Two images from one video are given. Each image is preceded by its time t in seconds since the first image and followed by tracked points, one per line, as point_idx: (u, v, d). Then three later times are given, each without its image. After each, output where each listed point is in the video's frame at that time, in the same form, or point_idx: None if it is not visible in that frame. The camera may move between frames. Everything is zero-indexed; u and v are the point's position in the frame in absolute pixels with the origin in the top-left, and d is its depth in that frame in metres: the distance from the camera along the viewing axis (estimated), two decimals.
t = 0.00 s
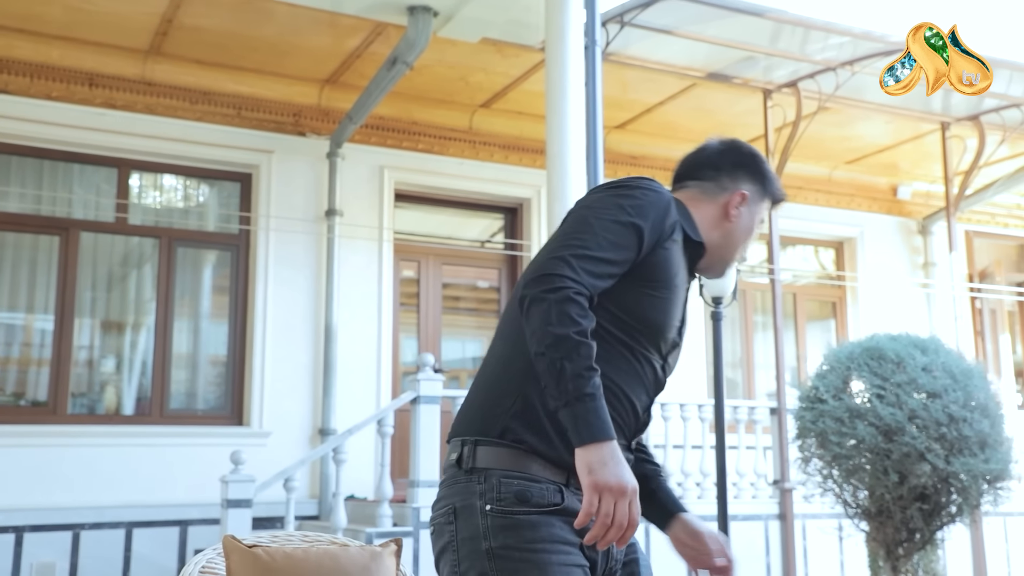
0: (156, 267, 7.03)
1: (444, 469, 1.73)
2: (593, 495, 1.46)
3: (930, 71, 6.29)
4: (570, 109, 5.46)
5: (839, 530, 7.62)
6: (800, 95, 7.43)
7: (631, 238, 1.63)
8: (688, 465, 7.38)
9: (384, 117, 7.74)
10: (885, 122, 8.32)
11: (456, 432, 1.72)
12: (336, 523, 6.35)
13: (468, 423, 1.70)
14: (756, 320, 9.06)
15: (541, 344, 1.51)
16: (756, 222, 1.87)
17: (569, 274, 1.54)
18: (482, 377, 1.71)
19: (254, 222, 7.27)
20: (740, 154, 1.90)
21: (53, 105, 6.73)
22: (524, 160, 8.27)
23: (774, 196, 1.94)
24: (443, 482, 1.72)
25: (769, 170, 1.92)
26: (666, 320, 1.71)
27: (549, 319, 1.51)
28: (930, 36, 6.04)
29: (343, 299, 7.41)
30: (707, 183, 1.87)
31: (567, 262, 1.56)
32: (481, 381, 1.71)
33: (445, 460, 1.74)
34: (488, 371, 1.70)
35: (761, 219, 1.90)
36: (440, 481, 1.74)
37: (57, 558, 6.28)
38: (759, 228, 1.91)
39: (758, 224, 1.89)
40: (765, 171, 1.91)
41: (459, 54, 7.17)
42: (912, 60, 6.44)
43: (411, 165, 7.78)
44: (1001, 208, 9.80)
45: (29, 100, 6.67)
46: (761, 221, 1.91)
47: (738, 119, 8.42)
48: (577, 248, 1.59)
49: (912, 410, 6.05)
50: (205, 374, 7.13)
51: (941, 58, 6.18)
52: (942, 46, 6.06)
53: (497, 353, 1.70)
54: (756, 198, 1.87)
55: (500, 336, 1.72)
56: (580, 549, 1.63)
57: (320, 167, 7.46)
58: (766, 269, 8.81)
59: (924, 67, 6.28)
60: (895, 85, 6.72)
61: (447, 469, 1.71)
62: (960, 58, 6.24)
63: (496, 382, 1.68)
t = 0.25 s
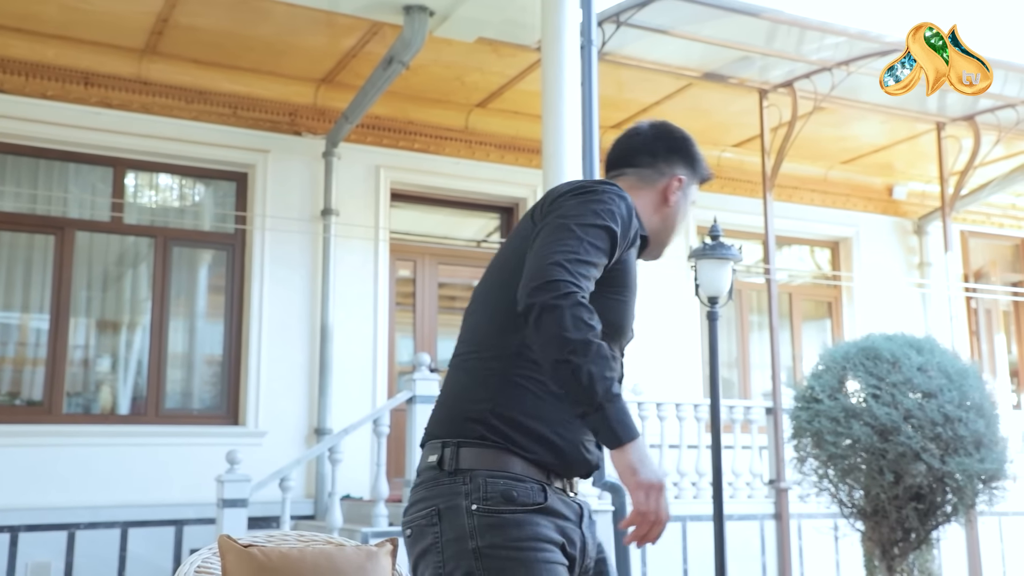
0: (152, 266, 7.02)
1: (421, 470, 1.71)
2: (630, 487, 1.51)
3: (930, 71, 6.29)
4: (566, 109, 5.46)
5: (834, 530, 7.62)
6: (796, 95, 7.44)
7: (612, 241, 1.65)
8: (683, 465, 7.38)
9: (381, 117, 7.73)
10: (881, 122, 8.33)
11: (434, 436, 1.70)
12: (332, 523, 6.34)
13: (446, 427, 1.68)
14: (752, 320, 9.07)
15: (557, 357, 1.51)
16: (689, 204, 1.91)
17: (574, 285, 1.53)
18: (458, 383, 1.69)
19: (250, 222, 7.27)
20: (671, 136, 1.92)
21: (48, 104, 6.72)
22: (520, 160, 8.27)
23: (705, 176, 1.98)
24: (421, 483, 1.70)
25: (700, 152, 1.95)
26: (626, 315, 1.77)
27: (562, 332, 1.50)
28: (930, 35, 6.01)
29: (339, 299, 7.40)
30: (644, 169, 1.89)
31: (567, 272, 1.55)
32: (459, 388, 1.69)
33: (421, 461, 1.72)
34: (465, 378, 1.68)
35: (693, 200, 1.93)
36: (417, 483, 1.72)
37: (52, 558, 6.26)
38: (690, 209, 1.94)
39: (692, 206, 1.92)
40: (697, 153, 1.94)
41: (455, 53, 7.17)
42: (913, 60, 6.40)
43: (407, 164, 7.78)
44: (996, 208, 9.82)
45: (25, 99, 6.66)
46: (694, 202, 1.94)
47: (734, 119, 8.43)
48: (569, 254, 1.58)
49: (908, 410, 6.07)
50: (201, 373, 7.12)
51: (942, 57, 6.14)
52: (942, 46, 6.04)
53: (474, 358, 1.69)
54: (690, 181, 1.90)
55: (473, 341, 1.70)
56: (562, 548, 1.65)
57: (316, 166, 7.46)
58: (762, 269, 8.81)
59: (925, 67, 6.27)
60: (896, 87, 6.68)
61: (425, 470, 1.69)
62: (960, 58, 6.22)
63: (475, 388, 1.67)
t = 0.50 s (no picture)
0: (149, 266, 7.02)
1: (432, 477, 1.84)
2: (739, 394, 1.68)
3: (930, 70, 6.51)
4: (563, 109, 5.46)
5: (831, 530, 7.63)
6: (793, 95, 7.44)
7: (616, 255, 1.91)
8: (680, 465, 7.38)
9: (378, 117, 7.73)
10: (878, 123, 8.35)
11: (444, 443, 1.84)
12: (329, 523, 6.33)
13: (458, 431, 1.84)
14: (749, 320, 9.08)
15: (659, 328, 1.72)
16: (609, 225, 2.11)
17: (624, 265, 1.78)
18: (468, 390, 1.86)
19: (247, 222, 7.27)
20: (593, 161, 2.11)
21: (45, 104, 6.72)
22: (517, 160, 8.27)
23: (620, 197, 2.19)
24: (433, 492, 1.83)
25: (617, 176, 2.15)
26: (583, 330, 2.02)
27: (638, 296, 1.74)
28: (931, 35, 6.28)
29: (336, 299, 7.39)
30: (571, 193, 2.07)
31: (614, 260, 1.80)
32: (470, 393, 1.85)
33: (428, 469, 1.85)
34: (477, 383, 1.86)
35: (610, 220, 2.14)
36: (427, 491, 1.84)
37: (49, 558, 6.25)
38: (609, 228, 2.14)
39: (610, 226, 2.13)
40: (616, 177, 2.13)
41: (452, 53, 7.17)
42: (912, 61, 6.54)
43: (405, 164, 7.79)
44: (993, 208, 9.83)
45: (21, 99, 6.66)
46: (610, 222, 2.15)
47: (731, 119, 8.44)
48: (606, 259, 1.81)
49: (905, 409, 6.07)
50: (197, 373, 7.12)
51: (942, 57, 6.39)
52: (943, 45, 6.29)
53: (484, 364, 1.87)
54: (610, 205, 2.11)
55: (478, 349, 1.89)
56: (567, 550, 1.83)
57: (313, 166, 7.46)
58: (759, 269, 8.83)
59: (925, 67, 6.50)
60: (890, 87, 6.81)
61: (439, 477, 1.83)
62: (960, 58, 6.46)
63: (488, 389, 1.85)
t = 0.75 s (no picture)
0: (145, 266, 6.98)
1: (421, 494, 1.56)
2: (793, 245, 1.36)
3: (930, 70, 6.69)
4: (562, 107, 5.41)
5: (831, 532, 7.59)
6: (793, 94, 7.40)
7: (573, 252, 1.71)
8: (679, 466, 7.34)
9: (375, 116, 7.68)
10: (879, 122, 8.31)
11: (430, 455, 1.57)
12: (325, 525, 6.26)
13: (449, 445, 1.56)
14: (748, 320, 9.04)
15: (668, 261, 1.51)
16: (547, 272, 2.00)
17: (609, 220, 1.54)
18: (451, 400, 1.59)
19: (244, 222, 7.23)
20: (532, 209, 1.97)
21: (39, 102, 6.68)
22: (516, 160, 8.23)
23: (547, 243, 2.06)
24: (431, 508, 1.55)
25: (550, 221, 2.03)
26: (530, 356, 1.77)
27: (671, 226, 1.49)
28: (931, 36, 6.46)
29: (333, 299, 7.35)
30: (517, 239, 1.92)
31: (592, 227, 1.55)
32: (453, 402, 1.59)
33: (415, 487, 1.57)
34: (455, 394, 1.60)
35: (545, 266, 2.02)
36: (418, 508, 1.56)
37: (44, 559, 6.20)
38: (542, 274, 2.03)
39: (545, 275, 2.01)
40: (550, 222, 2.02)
41: (450, 52, 7.13)
42: (912, 61, 6.68)
43: (402, 164, 7.75)
44: (994, 208, 9.79)
45: (16, 98, 6.62)
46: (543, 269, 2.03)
47: (730, 118, 8.39)
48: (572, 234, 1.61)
49: (905, 410, 6.03)
50: (194, 374, 7.07)
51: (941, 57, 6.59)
52: (942, 46, 6.51)
53: (462, 373, 1.61)
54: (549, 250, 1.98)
55: (448, 360, 1.62)
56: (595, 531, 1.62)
57: (310, 166, 7.41)
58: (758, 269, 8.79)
59: (924, 68, 6.69)
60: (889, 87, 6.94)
61: (433, 490, 1.55)
62: (959, 58, 6.66)
63: (455, 395, 1.59)
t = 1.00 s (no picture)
0: (144, 266, 6.98)
1: (489, 513, 1.79)
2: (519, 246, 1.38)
3: (930, 70, 6.68)
4: (561, 107, 5.40)
5: (830, 531, 7.59)
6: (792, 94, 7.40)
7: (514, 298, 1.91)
8: (678, 466, 7.34)
9: (375, 116, 7.68)
10: (878, 121, 8.31)
11: (496, 479, 1.80)
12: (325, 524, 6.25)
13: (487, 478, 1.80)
14: (747, 320, 9.03)
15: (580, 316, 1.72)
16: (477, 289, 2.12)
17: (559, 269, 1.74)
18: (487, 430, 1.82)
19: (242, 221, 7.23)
20: (464, 232, 2.09)
21: (38, 102, 6.68)
22: (515, 159, 8.23)
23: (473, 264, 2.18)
24: (496, 529, 1.78)
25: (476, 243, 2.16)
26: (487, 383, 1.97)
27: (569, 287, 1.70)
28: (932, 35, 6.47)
29: (333, 298, 7.35)
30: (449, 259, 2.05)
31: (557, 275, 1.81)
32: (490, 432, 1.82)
33: (479, 507, 1.78)
34: (483, 427, 1.81)
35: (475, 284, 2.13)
36: (487, 524, 1.78)
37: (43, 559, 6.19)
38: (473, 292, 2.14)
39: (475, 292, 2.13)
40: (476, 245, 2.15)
41: (450, 52, 7.13)
42: (911, 61, 6.67)
43: (401, 163, 7.75)
44: (992, 208, 9.79)
45: (15, 97, 6.62)
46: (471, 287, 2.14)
47: (730, 118, 8.40)
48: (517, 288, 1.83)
49: (904, 410, 6.03)
50: (193, 373, 7.07)
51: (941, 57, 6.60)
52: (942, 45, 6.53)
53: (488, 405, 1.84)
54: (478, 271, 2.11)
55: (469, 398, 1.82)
56: None
57: (309, 165, 7.41)
58: (757, 269, 8.79)
59: (925, 68, 6.68)
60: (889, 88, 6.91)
61: (502, 511, 1.80)
62: (960, 58, 6.65)
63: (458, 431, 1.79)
